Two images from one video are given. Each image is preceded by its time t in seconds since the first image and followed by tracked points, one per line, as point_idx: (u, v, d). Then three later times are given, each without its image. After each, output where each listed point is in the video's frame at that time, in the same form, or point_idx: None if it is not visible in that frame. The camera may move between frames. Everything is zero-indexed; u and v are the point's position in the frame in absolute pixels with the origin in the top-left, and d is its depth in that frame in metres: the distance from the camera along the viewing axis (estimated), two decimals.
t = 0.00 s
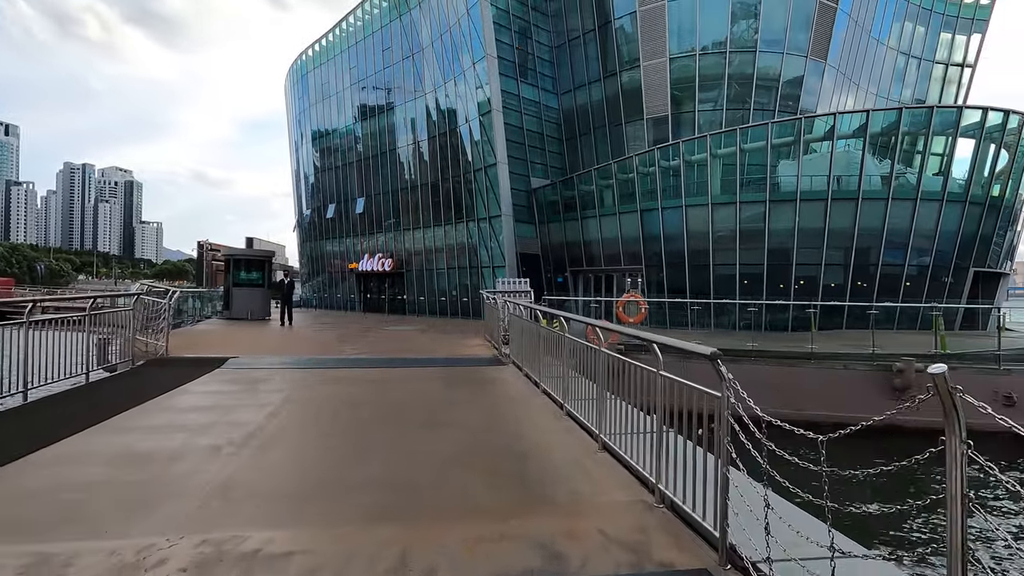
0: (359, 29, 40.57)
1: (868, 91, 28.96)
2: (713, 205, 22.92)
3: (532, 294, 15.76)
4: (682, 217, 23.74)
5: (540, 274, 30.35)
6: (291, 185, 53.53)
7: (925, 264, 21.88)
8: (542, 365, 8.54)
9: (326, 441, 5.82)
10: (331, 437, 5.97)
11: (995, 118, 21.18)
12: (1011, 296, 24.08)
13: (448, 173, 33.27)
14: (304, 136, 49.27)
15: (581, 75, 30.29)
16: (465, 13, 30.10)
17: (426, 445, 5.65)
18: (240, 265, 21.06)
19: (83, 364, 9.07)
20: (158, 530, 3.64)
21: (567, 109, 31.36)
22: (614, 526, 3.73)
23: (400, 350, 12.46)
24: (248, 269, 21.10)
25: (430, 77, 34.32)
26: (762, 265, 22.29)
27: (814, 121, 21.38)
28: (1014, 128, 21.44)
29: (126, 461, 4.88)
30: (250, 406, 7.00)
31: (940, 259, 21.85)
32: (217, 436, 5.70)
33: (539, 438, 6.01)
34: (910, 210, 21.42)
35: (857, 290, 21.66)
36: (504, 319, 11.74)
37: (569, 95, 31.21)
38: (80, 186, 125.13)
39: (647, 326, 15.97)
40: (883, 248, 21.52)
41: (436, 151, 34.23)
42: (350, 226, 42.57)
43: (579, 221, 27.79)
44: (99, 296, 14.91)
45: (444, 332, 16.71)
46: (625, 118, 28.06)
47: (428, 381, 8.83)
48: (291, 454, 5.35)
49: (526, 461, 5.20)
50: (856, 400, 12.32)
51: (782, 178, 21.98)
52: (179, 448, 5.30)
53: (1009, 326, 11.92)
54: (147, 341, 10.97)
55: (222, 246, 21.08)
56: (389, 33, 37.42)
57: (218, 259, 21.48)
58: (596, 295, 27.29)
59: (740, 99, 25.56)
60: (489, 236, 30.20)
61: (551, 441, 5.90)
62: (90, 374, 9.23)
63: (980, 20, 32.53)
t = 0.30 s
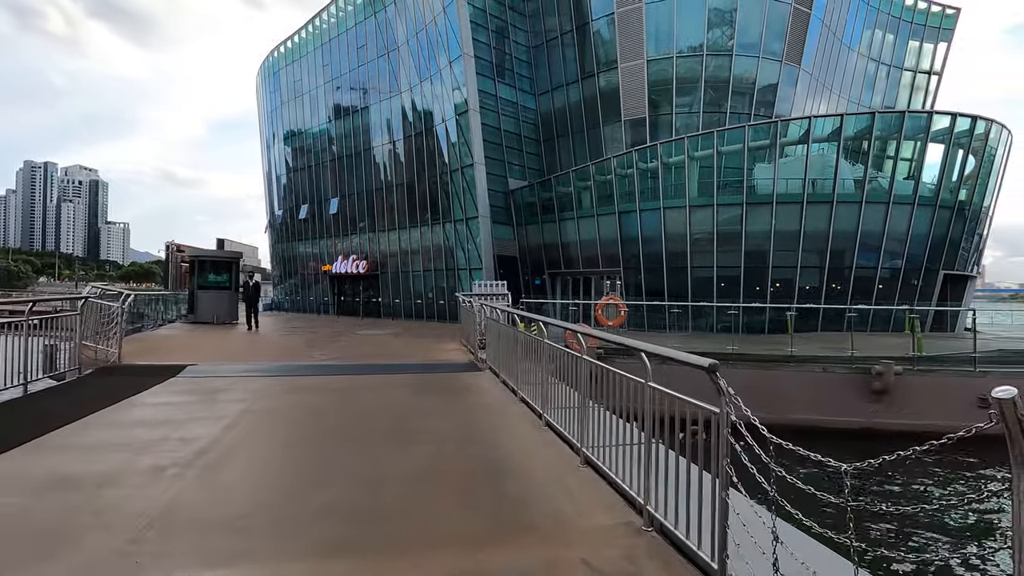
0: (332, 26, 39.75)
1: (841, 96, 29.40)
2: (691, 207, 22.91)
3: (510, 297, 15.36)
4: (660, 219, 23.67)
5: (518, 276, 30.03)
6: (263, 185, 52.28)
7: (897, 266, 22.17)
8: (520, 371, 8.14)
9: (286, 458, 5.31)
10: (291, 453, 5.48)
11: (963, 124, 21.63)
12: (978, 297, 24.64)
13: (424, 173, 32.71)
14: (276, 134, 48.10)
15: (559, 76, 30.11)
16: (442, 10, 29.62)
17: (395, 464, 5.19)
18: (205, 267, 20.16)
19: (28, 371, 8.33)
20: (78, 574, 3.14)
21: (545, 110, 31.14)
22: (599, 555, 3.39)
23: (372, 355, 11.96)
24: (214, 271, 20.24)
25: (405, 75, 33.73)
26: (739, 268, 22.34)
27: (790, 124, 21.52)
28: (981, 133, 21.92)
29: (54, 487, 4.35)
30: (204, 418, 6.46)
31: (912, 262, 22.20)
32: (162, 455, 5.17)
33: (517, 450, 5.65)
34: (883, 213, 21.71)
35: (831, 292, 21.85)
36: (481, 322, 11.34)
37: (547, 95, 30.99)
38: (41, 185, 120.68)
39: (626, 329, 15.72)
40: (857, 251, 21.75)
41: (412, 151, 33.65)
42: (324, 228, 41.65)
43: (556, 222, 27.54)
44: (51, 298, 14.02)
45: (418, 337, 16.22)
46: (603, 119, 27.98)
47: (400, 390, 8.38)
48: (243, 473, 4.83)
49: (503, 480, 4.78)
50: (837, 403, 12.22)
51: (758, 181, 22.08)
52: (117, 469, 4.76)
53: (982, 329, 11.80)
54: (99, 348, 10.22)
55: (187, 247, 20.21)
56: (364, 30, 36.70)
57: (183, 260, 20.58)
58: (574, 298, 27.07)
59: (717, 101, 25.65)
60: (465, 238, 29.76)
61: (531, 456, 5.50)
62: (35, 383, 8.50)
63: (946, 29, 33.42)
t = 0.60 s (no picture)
0: (313, 22, 39.02)
1: (824, 98, 29.49)
2: (677, 208, 22.72)
3: (494, 299, 14.96)
4: (646, 220, 23.46)
5: (503, 278, 29.63)
6: (243, 184, 51.25)
7: (882, 268, 22.18)
8: (506, 377, 7.69)
9: (247, 483, 4.81)
10: (256, 475, 5.00)
11: (946, 126, 21.72)
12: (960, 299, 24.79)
13: (407, 173, 32.16)
14: (256, 132, 47.15)
15: (544, 75, 29.81)
16: (425, 7, 29.12)
17: (367, 491, 4.73)
18: (178, 268, 19.37)
19: None
20: None
21: (531, 110, 30.81)
22: None
23: (350, 360, 11.47)
24: (188, 272, 19.47)
25: (388, 73, 33.16)
26: (725, 269, 22.19)
27: (777, 125, 21.42)
28: (964, 135, 22.02)
29: None
30: (160, 431, 5.96)
31: (897, 263, 22.24)
32: (104, 477, 4.68)
33: (502, 468, 5.30)
34: (868, 215, 21.70)
35: (817, 293, 21.79)
36: (464, 325, 10.90)
37: (532, 95, 30.66)
38: (14, 183, 117.50)
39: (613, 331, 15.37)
40: (843, 252, 21.71)
41: (395, 150, 33.08)
42: (305, 228, 40.85)
43: (542, 223, 27.21)
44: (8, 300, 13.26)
45: (400, 340, 15.73)
46: (589, 119, 27.73)
47: (376, 398, 7.90)
48: (196, 502, 4.33)
49: (484, 512, 4.32)
50: (827, 407, 11.99)
51: (744, 182, 21.95)
52: (50, 495, 4.27)
53: (964, 329, 11.86)
54: (53, 354, 9.49)
55: (159, 247, 19.46)
56: (346, 27, 36.03)
57: (155, 261, 19.81)
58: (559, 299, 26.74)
59: (703, 101, 25.51)
60: (449, 239, 29.31)
61: (518, 474, 5.13)
62: None
63: (928, 33, 33.76)
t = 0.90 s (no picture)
0: (306, 18, 38.51)
1: (821, 98, 29.34)
2: (674, 206, 22.47)
3: (488, 299, 14.62)
4: (642, 218, 23.20)
5: (497, 277, 29.30)
6: (234, 182, 50.63)
7: (879, 268, 22.00)
8: (501, 380, 7.37)
9: (227, 494, 4.49)
10: (236, 485, 4.68)
11: (944, 124, 21.60)
12: (956, 299, 24.67)
13: (401, 171, 31.76)
14: (248, 130, 46.56)
15: (540, 72, 29.50)
16: (419, 3, 28.74)
17: (354, 501, 4.43)
18: (165, 267, 18.89)
19: None
20: None
21: (526, 107, 30.49)
22: None
23: (340, 362, 11.09)
24: (175, 271, 19.00)
25: (381, 69, 32.73)
26: (722, 269, 21.95)
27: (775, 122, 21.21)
28: (961, 134, 21.90)
29: None
30: (133, 440, 5.59)
31: (895, 263, 22.07)
32: (66, 493, 4.32)
33: (498, 477, 5.00)
34: (866, 214, 21.52)
35: (814, 293, 21.59)
36: (458, 326, 10.55)
37: (527, 92, 30.34)
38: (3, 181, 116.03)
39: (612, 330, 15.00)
40: (841, 252, 21.52)
41: (388, 148, 32.65)
42: (297, 226, 40.34)
43: (537, 222, 26.91)
44: None
45: (392, 340, 15.36)
46: (585, 117, 27.46)
47: (366, 402, 7.55)
48: (172, 517, 4.02)
49: (479, 524, 4.03)
50: (829, 409, 11.75)
51: (741, 181, 21.71)
52: (4, 513, 3.92)
53: (958, 329, 11.69)
54: (25, 355, 9.02)
55: (145, 245, 18.97)
56: (339, 23, 35.58)
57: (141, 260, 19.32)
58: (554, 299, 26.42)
59: (700, 98, 25.29)
60: (443, 238, 28.97)
61: (514, 484, 4.84)
62: None
63: (923, 32, 33.71)
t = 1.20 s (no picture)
0: (300, 14, 38.01)
1: (821, 96, 29.06)
2: (674, 205, 22.13)
3: (486, 299, 14.21)
4: (642, 218, 22.86)
5: (494, 277, 28.88)
6: (227, 180, 50.10)
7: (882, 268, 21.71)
8: (500, 384, 6.98)
9: (208, 509, 4.16)
10: (218, 499, 4.34)
11: (947, 122, 21.28)
12: (959, 299, 24.39)
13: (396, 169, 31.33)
14: (241, 128, 45.99)
15: (537, 70, 29.14)
16: None
17: (345, 516, 4.14)
18: (153, 266, 18.41)
19: None
20: None
21: (523, 105, 30.12)
22: None
23: (331, 364, 10.68)
24: (164, 270, 18.53)
25: (377, 66, 32.31)
26: (722, 269, 21.63)
27: (777, 119, 20.88)
28: (965, 134, 21.62)
29: None
30: (103, 452, 5.19)
31: (897, 263, 21.78)
32: (21, 513, 3.94)
33: (500, 493, 4.69)
34: (869, 213, 21.23)
35: (816, 294, 21.28)
36: (455, 327, 10.14)
37: (524, 90, 29.98)
38: None
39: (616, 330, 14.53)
40: (843, 251, 21.23)
41: (384, 146, 32.22)
42: (291, 225, 39.84)
43: (534, 221, 26.55)
44: None
45: (387, 341, 14.94)
46: (583, 115, 27.14)
47: (358, 407, 7.17)
48: (144, 534, 3.71)
49: (482, 547, 3.76)
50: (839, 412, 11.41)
51: (742, 179, 21.38)
52: None
53: (961, 331, 11.49)
54: None
55: (133, 244, 18.48)
56: (334, 19, 35.12)
57: (128, 259, 18.82)
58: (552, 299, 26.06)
59: (700, 96, 25.00)
60: (439, 237, 28.57)
61: (518, 501, 4.54)
62: None
63: (923, 31, 33.51)
